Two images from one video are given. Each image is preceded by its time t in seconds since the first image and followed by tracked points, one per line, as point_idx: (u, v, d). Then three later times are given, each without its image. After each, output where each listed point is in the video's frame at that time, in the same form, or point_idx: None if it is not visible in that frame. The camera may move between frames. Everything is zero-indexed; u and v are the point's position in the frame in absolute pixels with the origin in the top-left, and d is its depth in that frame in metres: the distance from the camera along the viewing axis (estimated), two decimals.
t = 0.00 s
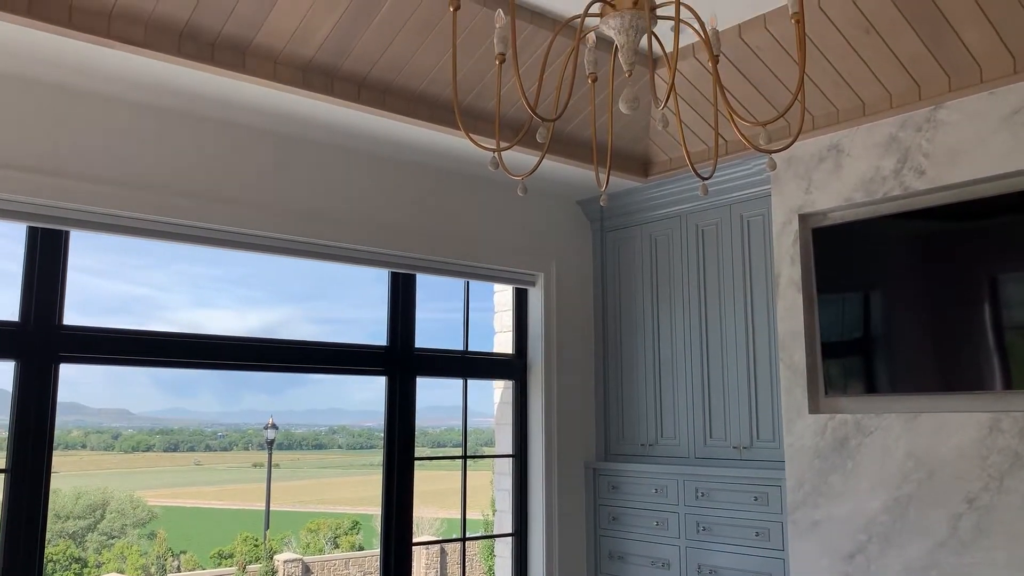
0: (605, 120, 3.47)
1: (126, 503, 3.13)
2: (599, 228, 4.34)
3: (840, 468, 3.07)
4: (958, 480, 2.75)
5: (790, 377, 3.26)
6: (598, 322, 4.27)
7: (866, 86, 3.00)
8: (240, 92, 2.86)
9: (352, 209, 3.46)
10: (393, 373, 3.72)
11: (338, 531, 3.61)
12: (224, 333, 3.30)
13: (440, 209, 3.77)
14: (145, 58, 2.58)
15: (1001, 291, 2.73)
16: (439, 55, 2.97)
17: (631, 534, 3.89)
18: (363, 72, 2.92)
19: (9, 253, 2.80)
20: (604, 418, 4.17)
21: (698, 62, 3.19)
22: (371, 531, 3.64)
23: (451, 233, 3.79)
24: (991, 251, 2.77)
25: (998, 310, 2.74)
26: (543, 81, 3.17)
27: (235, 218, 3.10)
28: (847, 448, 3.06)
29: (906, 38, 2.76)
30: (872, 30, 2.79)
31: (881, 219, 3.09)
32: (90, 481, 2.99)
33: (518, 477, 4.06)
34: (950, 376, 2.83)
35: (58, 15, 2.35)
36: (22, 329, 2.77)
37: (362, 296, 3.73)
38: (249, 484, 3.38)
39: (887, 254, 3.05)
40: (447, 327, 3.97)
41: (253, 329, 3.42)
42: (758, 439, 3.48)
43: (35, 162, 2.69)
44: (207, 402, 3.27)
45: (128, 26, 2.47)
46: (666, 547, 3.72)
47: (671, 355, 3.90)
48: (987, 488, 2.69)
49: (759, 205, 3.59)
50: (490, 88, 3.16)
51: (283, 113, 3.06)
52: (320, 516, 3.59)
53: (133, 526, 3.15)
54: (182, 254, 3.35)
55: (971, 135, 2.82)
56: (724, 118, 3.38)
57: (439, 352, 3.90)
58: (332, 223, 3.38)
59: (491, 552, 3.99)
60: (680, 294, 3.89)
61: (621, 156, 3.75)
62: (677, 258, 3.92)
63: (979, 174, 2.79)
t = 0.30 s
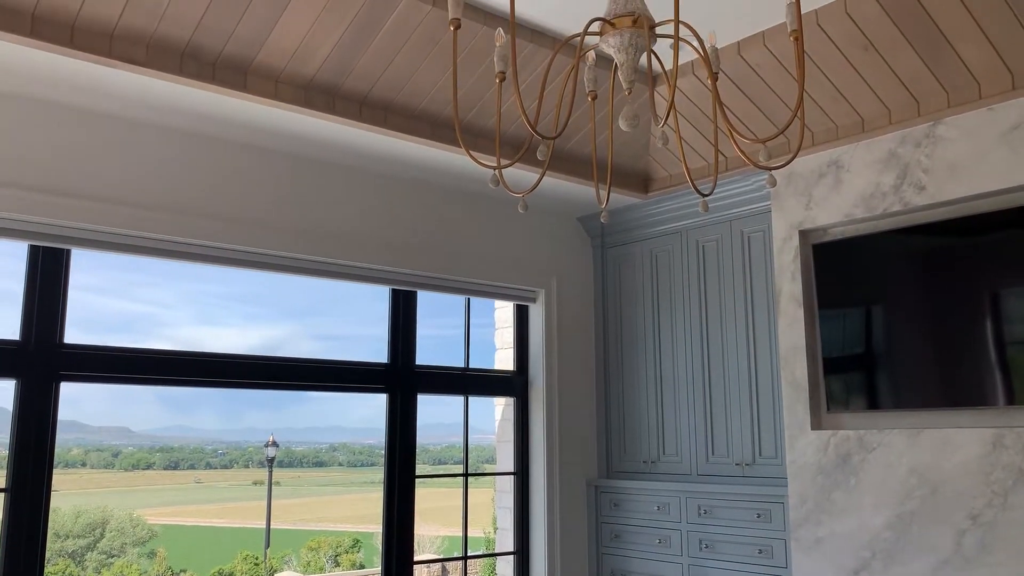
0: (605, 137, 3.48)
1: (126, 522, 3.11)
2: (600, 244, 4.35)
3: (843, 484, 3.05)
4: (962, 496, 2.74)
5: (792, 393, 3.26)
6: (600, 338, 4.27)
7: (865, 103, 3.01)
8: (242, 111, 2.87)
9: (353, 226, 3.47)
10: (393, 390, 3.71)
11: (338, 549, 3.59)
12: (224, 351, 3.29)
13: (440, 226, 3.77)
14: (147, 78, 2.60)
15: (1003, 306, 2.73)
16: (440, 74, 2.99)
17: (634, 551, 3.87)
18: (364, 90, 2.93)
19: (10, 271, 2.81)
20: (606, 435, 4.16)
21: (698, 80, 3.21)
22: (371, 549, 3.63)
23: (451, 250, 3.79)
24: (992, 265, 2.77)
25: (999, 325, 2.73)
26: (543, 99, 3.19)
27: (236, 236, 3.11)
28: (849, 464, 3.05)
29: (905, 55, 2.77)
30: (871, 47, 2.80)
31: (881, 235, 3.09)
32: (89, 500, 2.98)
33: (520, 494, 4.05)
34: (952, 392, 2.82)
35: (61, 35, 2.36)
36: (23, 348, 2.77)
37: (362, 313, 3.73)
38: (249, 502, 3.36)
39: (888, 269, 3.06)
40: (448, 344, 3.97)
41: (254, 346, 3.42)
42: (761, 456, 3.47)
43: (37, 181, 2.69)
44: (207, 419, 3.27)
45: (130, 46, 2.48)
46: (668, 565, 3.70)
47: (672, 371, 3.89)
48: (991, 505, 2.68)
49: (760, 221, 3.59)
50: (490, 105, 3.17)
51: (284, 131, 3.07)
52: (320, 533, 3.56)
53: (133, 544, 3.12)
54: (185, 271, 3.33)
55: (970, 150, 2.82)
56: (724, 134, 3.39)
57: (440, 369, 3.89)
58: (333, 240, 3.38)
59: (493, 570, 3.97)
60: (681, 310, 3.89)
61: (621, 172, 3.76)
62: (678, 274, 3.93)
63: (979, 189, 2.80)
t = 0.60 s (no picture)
0: (604, 152, 3.49)
1: (124, 538, 3.12)
2: (599, 259, 4.35)
3: (844, 500, 3.04)
4: (964, 512, 2.73)
5: (792, 408, 3.25)
6: (599, 353, 4.26)
7: (863, 117, 3.02)
8: (242, 126, 2.88)
9: (352, 242, 3.47)
10: (393, 405, 3.69)
11: (337, 565, 3.58)
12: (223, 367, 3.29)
13: (440, 241, 3.77)
14: (146, 94, 2.60)
15: (1003, 320, 2.73)
16: (440, 90, 3.00)
17: (634, 568, 3.85)
18: (364, 106, 2.94)
19: (8, 287, 2.80)
20: (605, 450, 4.14)
21: (695, 95, 3.21)
22: (371, 565, 3.59)
23: (451, 265, 3.79)
24: (991, 280, 2.77)
25: (1000, 339, 2.73)
26: (542, 114, 3.19)
27: (235, 251, 3.11)
28: (850, 479, 3.04)
29: (902, 70, 2.78)
30: (868, 62, 2.81)
31: (881, 249, 3.09)
32: (88, 516, 2.97)
33: (520, 511, 4.03)
34: (953, 406, 2.82)
35: (61, 51, 2.37)
36: (20, 365, 2.75)
37: (362, 328, 3.73)
38: (249, 519, 3.37)
39: (888, 284, 3.05)
40: (447, 359, 3.96)
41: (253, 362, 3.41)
42: (761, 471, 3.46)
43: (36, 197, 2.70)
44: (205, 435, 3.31)
45: (130, 62, 2.49)
46: None
47: (672, 386, 3.88)
48: (993, 520, 2.66)
49: (759, 235, 3.60)
50: (489, 121, 3.18)
51: (283, 146, 3.07)
52: (320, 550, 3.54)
53: (131, 561, 3.15)
54: (184, 287, 3.38)
55: (969, 165, 2.83)
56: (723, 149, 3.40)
57: (438, 385, 3.87)
58: (332, 256, 3.38)
59: None
60: (680, 325, 3.89)
61: (621, 187, 3.76)
62: (677, 289, 3.93)
63: (978, 203, 2.80)
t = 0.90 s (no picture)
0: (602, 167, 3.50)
1: (121, 554, 3.01)
2: (598, 273, 4.35)
3: (844, 515, 3.03)
4: (963, 527, 2.72)
5: (791, 423, 3.24)
6: (598, 367, 4.26)
7: (860, 132, 3.04)
8: (241, 142, 2.89)
9: (351, 257, 3.47)
10: (392, 421, 3.70)
11: None
12: (222, 382, 3.28)
13: (438, 256, 3.78)
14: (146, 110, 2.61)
15: (1002, 334, 2.73)
16: (438, 106, 3.01)
17: None
18: (362, 122, 2.95)
19: (7, 301, 2.81)
20: (605, 465, 4.13)
21: (692, 110, 3.23)
22: None
23: (449, 279, 3.80)
24: (990, 294, 2.78)
25: (999, 352, 2.73)
26: (540, 129, 3.21)
27: (234, 266, 3.11)
28: (850, 494, 3.03)
29: (899, 85, 2.80)
30: (865, 77, 2.83)
31: (879, 263, 3.10)
32: (85, 531, 2.90)
33: (519, 526, 4.01)
34: (952, 421, 2.81)
35: (61, 67, 2.39)
36: (19, 379, 2.77)
37: (361, 342, 3.72)
38: (249, 533, 3.32)
39: (886, 297, 3.06)
40: (446, 373, 3.96)
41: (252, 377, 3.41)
42: (761, 486, 3.45)
43: (36, 213, 2.70)
44: (204, 449, 3.22)
45: (129, 78, 2.51)
46: None
47: (671, 401, 3.88)
48: (993, 535, 2.66)
49: (757, 250, 3.60)
50: (488, 136, 3.19)
51: (282, 162, 3.08)
52: (320, 565, 3.50)
53: None
54: (183, 300, 3.31)
55: (966, 180, 2.84)
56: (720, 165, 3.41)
57: (438, 399, 3.88)
58: (331, 270, 3.39)
59: None
60: (679, 339, 3.89)
61: (618, 202, 3.77)
62: (676, 303, 3.93)
63: (975, 218, 2.81)
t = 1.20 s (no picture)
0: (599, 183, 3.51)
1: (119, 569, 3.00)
2: (596, 288, 4.35)
3: (843, 531, 3.02)
4: (963, 544, 2.71)
5: (790, 439, 3.24)
6: (597, 383, 4.26)
7: (857, 149, 3.05)
8: (240, 158, 2.90)
9: (350, 272, 3.48)
10: (388, 437, 3.69)
11: None
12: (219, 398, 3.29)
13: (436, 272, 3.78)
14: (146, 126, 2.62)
15: (1001, 349, 2.73)
16: (437, 123, 3.02)
17: None
18: (361, 138, 2.97)
19: (5, 315, 2.81)
20: (604, 481, 4.12)
21: (689, 126, 3.24)
22: None
23: (448, 295, 3.80)
24: (989, 309, 2.78)
25: (998, 368, 2.73)
26: (538, 146, 3.22)
27: (233, 282, 3.11)
28: (849, 510, 3.02)
29: (895, 102, 2.81)
30: (861, 94, 2.84)
31: (877, 279, 3.10)
32: (83, 547, 2.89)
33: (518, 542, 4.00)
34: (952, 437, 2.81)
35: (62, 83, 2.40)
36: (17, 394, 2.76)
37: (359, 358, 3.72)
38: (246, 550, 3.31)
39: (885, 313, 3.06)
40: (445, 389, 3.95)
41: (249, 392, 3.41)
42: (760, 502, 3.44)
43: (36, 228, 2.71)
44: (204, 465, 3.21)
45: (130, 95, 2.52)
46: None
47: (670, 416, 3.87)
48: (993, 551, 2.65)
49: (755, 265, 3.61)
50: (486, 152, 3.20)
51: (281, 178, 3.10)
52: None
53: None
54: (183, 316, 3.32)
55: (962, 196, 2.85)
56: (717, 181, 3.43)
57: (437, 415, 3.87)
58: (329, 286, 3.39)
59: None
60: (678, 355, 3.89)
61: (616, 218, 3.78)
62: (675, 318, 3.93)
63: (972, 234, 2.81)
